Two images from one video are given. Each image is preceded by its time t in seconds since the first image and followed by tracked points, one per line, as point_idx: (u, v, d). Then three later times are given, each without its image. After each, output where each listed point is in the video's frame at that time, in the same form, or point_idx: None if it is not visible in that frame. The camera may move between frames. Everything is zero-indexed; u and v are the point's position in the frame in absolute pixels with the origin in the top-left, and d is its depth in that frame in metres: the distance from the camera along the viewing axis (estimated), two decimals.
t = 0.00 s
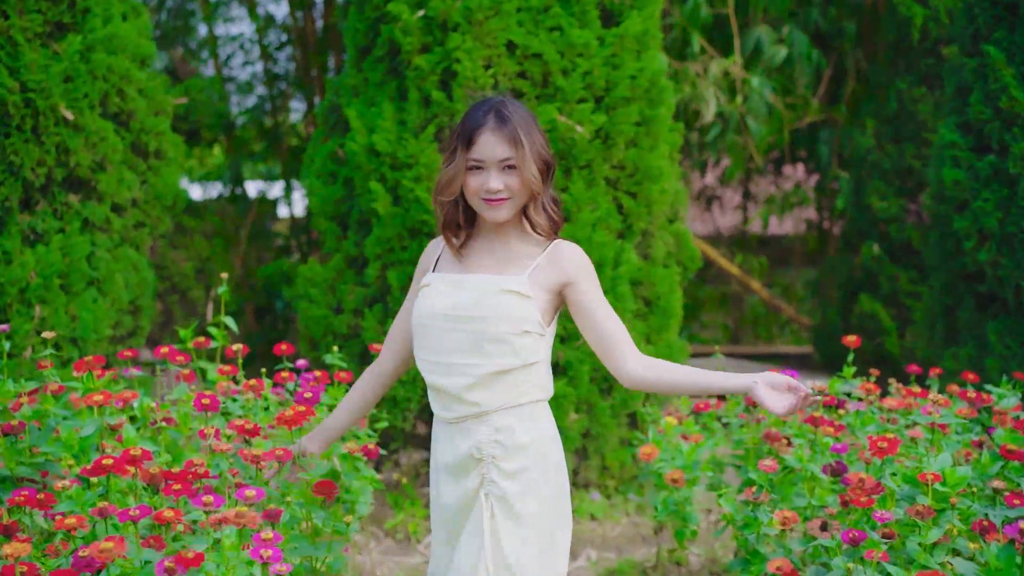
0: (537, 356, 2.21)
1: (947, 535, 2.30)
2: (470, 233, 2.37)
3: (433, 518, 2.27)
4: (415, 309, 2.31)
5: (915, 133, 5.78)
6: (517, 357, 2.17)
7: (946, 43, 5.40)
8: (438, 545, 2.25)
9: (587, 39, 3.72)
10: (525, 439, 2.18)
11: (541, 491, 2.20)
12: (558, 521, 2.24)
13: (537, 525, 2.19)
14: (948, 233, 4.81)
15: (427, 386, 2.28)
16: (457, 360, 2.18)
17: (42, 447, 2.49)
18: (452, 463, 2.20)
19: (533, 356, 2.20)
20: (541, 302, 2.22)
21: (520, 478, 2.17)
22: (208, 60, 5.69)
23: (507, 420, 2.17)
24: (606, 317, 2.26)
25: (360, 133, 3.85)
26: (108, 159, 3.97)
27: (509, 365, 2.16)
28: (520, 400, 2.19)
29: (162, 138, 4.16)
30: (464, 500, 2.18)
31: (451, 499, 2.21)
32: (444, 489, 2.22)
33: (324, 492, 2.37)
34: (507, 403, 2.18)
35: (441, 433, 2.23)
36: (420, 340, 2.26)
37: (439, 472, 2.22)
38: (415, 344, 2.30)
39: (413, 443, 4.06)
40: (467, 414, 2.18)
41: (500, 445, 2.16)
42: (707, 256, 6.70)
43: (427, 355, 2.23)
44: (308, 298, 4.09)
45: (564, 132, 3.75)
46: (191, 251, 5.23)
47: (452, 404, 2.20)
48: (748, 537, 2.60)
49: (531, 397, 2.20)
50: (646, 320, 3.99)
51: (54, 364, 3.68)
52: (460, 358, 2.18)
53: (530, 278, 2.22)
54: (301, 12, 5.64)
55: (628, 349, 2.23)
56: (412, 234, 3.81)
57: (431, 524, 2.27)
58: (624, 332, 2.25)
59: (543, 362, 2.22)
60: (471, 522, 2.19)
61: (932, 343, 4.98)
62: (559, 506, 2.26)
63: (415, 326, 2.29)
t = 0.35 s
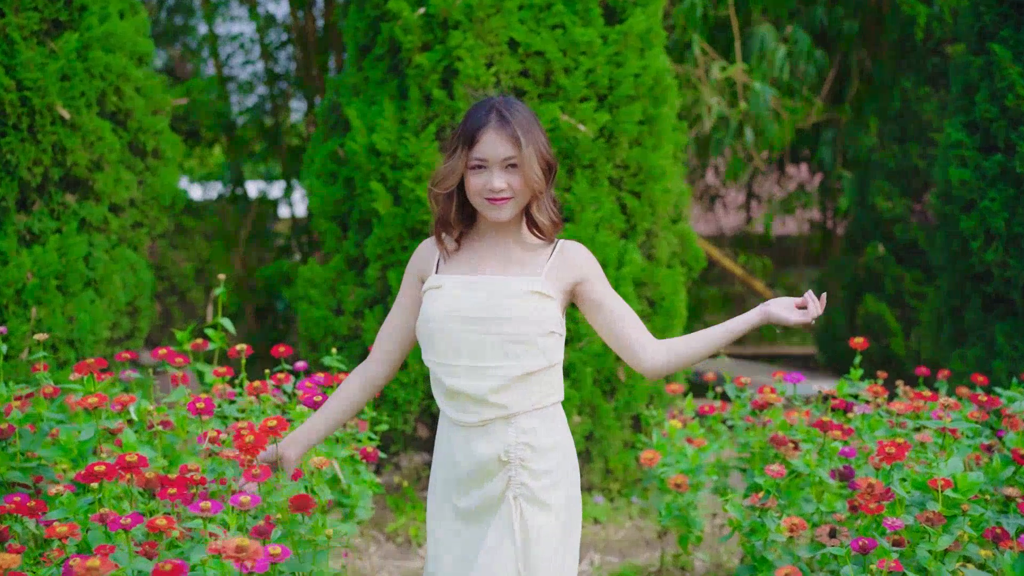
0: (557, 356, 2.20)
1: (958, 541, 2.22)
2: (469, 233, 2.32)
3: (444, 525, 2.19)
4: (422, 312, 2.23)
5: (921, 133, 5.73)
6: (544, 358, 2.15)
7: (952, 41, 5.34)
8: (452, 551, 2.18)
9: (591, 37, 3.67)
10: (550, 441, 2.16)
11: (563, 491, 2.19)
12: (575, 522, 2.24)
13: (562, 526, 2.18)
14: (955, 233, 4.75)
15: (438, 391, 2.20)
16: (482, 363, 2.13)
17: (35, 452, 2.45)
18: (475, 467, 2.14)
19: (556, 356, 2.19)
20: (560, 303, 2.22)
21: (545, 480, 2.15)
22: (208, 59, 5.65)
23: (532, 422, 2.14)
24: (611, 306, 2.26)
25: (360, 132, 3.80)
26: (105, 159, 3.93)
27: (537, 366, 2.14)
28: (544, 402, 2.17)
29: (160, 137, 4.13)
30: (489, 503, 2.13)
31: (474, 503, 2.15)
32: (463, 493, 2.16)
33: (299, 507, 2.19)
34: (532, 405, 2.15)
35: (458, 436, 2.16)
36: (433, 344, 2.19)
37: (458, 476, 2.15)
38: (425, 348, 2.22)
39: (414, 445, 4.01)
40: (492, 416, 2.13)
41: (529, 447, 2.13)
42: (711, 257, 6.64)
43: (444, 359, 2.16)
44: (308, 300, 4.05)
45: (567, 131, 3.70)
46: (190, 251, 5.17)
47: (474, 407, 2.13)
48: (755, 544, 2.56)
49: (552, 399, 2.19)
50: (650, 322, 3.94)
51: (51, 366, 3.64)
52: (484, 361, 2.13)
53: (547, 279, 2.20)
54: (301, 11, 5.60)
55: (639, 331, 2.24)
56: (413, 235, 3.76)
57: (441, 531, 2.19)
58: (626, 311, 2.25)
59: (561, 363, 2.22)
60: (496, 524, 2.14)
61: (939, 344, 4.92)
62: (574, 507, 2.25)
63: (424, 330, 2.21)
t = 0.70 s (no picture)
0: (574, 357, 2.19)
1: (969, 547, 2.21)
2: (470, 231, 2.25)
3: (465, 531, 2.08)
4: (436, 310, 2.12)
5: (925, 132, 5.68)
6: (567, 357, 2.13)
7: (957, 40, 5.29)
8: (474, 557, 2.08)
9: (592, 35, 3.63)
10: (570, 441, 2.13)
11: (580, 492, 2.16)
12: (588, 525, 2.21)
13: (580, 526, 2.15)
14: (960, 233, 4.70)
15: (456, 393, 2.10)
16: (511, 362, 2.06)
17: (31, 455, 2.41)
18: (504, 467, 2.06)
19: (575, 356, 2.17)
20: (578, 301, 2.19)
21: (569, 480, 2.12)
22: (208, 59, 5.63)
23: (554, 421, 2.11)
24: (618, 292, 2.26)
25: (360, 132, 3.77)
26: (103, 158, 3.89)
27: (561, 365, 2.12)
28: (563, 402, 2.14)
29: (159, 137, 4.10)
30: (518, 504, 2.07)
31: (500, 504, 2.07)
32: (488, 496, 2.07)
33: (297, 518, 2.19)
34: (555, 405, 2.12)
35: (483, 437, 2.08)
36: (453, 343, 2.08)
37: (484, 478, 2.06)
38: (441, 348, 2.12)
39: (415, 448, 3.97)
40: (521, 414, 2.08)
41: (554, 445, 2.09)
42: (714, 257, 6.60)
43: (469, 358, 2.07)
44: (308, 301, 4.01)
45: (569, 130, 3.66)
46: (191, 253, 5.07)
47: (502, 406, 2.06)
48: (761, 550, 2.53)
49: (568, 400, 2.17)
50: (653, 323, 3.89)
51: (48, 368, 3.60)
52: (513, 360, 2.07)
53: (563, 276, 2.18)
54: (302, 11, 5.58)
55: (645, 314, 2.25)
56: (413, 235, 3.72)
57: (460, 538, 2.08)
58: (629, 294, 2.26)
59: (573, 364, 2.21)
60: (523, 526, 2.07)
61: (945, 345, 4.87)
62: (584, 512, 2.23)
63: (442, 329, 2.10)
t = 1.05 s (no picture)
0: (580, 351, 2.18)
1: (979, 553, 2.19)
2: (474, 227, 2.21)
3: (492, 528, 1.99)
4: (457, 299, 2.03)
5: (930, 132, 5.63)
6: (584, 349, 2.11)
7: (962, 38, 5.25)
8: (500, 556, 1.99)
9: (594, 33, 3.60)
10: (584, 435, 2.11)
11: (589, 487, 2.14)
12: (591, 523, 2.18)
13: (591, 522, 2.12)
14: (966, 233, 4.66)
15: (480, 384, 2.02)
16: (539, 352, 2.01)
17: (26, 459, 2.37)
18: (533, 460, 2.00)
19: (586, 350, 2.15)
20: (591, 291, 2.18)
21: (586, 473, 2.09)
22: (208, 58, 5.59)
23: (573, 414, 2.08)
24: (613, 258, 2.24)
25: (360, 131, 3.73)
26: (101, 157, 3.85)
27: (579, 358, 2.09)
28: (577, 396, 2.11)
29: (158, 136, 4.06)
30: (546, 498, 2.00)
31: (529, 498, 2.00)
32: (516, 490, 1.99)
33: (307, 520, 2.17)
34: (574, 398, 2.08)
35: (511, 430, 2.00)
36: (481, 332, 2.00)
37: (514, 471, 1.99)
38: (464, 339, 2.03)
39: (416, 450, 3.92)
40: (547, 406, 2.02)
41: (575, 438, 2.05)
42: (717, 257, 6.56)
43: (499, 348, 2.00)
44: (308, 301, 3.97)
45: (571, 129, 3.62)
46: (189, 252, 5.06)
47: (532, 398, 2.01)
48: (767, 555, 2.50)
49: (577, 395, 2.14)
50: (657, 324, 3.85)
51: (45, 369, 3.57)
52: (540, 348, 2.02)
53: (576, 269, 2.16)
54: (303, 10, 5.54)
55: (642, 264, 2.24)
56: (413, 235, 3.69)
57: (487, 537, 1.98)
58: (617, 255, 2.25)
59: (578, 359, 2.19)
60: (550, 519, 2.01)
61: (951, 346, 4.83)
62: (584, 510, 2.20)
63: (467, 316, 2.02)
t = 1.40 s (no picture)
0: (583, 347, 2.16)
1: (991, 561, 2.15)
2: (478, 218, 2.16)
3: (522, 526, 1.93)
4: (490, 292, 1.95)
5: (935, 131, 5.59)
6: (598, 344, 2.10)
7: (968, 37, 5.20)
8: (529, 554, 1.94)
9: (595, 31, 3.56)
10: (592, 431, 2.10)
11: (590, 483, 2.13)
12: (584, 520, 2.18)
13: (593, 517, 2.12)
14: (972, 234, 4.61)
15: (512, 378, 1.95)
16: (571, 346, 1.98)
17: (20, 464, 2.34)
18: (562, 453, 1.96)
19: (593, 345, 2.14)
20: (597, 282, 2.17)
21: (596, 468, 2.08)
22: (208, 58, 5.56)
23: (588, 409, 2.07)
24: (600, 243, 2.22)
25: (360, 131, 3.69)
26: (98, 157, 3.81)
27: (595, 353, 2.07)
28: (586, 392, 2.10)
29: (156, 135, 4.02)
30: (574, 492, 1.98)
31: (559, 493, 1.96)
32: (547, 485, 1.95)
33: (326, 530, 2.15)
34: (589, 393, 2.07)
35: (542, 423, 1.95)
36: (515, 326, 1.93)
37: (547, 466, 1.94)
38: (495, 334, 1.95)
39: (416, 453, 3.88)
40: (573, 399, 1.99)
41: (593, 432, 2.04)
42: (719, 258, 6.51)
43: (537, 342, 1.94)
44: (307, 303, 3.93)
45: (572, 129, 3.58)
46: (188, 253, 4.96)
47: (564, 390, 1.98)
48: (773, 563, 2.44)
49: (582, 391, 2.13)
50: (660, 325, 3.81)
51: (42, 372, 3.53)
52: (569, 341, 1.98)
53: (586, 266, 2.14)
54: (303, 10, 5.50)
55: (631, 238, 2.22)
56: (413, 236, 3.65)
57: (518, 535, 1.93)
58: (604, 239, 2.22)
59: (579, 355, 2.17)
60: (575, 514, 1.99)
61: (957, 347, 4.78)
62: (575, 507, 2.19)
63: (500, 310, 1.94)
